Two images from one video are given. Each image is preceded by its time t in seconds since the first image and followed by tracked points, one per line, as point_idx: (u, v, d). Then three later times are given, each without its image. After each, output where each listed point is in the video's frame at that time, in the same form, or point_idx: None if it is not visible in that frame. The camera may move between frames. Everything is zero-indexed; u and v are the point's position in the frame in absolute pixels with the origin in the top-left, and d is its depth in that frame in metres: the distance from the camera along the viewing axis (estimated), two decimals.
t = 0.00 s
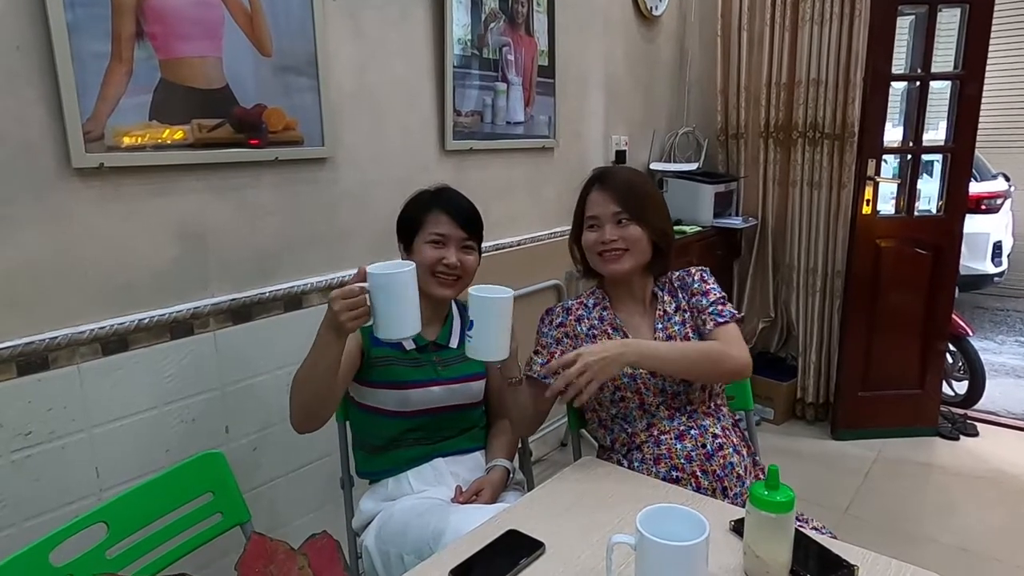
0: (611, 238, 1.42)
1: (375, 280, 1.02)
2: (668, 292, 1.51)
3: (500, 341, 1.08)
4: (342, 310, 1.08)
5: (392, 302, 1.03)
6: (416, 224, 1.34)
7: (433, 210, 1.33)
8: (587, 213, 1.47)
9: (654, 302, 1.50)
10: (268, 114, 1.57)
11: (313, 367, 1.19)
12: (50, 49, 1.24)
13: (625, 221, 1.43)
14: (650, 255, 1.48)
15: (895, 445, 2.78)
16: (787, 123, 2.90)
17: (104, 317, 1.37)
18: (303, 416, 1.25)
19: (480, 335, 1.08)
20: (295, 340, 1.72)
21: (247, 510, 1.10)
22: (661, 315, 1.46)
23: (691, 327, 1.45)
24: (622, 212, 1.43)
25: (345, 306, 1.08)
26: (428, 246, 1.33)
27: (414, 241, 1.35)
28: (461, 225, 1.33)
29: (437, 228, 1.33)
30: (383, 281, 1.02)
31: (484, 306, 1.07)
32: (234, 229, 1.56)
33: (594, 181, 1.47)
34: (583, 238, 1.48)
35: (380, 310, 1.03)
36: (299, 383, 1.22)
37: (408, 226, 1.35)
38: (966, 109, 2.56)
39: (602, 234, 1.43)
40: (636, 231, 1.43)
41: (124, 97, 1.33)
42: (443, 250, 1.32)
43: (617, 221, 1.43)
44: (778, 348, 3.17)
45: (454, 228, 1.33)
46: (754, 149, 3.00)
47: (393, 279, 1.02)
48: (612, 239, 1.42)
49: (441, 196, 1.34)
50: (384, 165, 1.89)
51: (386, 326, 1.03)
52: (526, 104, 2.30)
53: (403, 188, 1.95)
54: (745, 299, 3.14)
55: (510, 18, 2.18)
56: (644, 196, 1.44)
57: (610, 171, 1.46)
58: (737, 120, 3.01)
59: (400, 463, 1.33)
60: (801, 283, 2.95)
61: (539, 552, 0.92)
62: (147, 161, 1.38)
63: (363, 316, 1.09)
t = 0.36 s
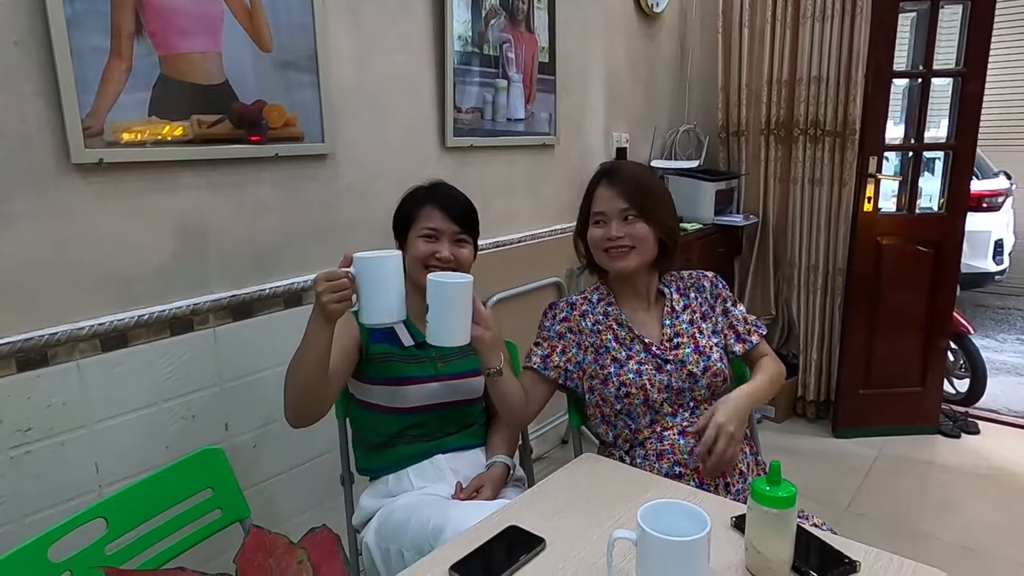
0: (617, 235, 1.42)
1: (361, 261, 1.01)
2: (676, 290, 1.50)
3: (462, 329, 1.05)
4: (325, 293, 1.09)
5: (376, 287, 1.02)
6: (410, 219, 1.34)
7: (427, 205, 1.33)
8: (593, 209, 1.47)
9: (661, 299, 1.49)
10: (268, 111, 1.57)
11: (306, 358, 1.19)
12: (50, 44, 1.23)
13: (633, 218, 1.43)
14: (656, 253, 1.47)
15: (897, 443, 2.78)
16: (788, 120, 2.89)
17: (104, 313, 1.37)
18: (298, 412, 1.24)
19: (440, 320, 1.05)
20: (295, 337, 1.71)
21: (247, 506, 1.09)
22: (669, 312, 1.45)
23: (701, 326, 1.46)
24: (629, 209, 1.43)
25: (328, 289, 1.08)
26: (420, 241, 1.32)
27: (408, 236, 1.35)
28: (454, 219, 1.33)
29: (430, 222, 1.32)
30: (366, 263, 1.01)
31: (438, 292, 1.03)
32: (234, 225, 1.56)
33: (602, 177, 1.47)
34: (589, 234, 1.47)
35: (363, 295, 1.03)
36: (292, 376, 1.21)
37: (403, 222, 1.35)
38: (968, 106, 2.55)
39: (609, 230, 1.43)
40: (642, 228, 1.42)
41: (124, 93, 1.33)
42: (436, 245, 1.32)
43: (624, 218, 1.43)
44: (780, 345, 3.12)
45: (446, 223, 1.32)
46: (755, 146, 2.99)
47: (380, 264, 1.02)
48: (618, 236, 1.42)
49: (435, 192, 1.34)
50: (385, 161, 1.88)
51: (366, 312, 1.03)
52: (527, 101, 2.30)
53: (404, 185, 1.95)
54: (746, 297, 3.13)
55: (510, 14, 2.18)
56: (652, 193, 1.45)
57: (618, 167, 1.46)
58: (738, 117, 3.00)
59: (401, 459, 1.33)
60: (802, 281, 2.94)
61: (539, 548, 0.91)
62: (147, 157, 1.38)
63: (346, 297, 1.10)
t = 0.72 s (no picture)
0: (624, 233, 1.42)
1: (351, 266, 1.01)
2: (680, 288, 1.51)
3: (447, 326, 1.05)
4: (317, 297, 1.08)
5: (367, 291, 1.01)
6: (406, 217, 1.34)
7: (421, 203, 1.33)
8: (601, 206, 1.47)
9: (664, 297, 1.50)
10: (269, 109, 1.57)
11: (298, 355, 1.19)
12: (52, 43, 1.23)
13: (640, 217, 1.43)
14: (661, 253, 1.48)
15: (897, 441, 2.78)
16: (789, 119, 2.88)
17: (106, 312, 1.37)
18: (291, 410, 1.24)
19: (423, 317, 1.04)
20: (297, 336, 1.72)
21: (250, 504, 1.10)
22: (673, 310, 1.45)
23: (704, 324, 1.46)
24: (637, 207, 1.44)
25: (320, 293, 1.08)
26: (416, 240, 1.33)
27: (404, 234, 1.35)
28: (450, 217, 1.33)
29: (425, 220, 1.32)
30: (361, 267, 1.00)
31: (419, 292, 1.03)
32: (235, 224, 1.56)
33: (609, 174, 1.48)
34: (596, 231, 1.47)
35: (356, 300, 1.02)
36: (286, 373, 1.21)
37: (399, 220, 1.35)
38: (969, 104, 2.55)
39: (615, 228, 1.43)
40: (649, 227, 1.42)
41: (126, 93, 1.33)
42: (433, 243, 1.33)
43: (632, 216, 1.44)
44: (780, 344, 3.11)
45: (441, 221, 1.32)
46: (756, 145, 2.99)
47: (370, 267, 1.01)
48: (625, 234, 1.42)
49: (430, 190, 1.34)
50: (386, 160, 1.88)
51: (361, 316, 1.02)
52: (528, 99, 2.30)
53: (405, 183, 1.95)
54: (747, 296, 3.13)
55: (511, 13, 2.18)
56: (660, 193, 1.45)
57: (627, 165, 1.46)
58: (739, 115, 3.00)
59: (402, 458, 1.33)
60: (803, 279, 2.94)
61: (543, 545, 0.92)
62: (149, 157, 1.38)
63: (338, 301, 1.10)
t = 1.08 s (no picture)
0: (630, 231, 1.44)
1: (355, 268, 1.03)
2: (677, 287, 1.52)
3: (442, 326, 1.06)
4: (322, 299, 1.10)
5: (371, 293, 1.03)
6: (403, 218, 1.36)
7: (416, 206, 1.34)
8: (608, 201, 1.49)
9: (662, 297, 1.51)
10: (270, 110, 1.58)
11: (302, 357, 1.21)
12: (56, 45, 1.25)
13: (646, 216, 1.45)
14: (661, 253, 1.50)
15: (895, 439, 2.80)
16: (786, 119, 2.90)
17: (109, 311, 1.39)
18: (292, 411, 1.25)
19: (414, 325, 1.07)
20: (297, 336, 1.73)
21: (254, 500, 1.11)
22: (669, 308, 1.47)
23: (701, 323, 1.48)
24: (643, 206, 1.46)
25: (325, 295, 1.08)
26: (413, 240, 1.34)
27: (401, 235, 1.37)
28: (447, 218, 1.34)
29: (421, 222, 1.34)
30: (367, 271, 1.02)
31: (418, 298, 1.04)
32: (237, 225, 1.58)
33: (618, 171, 1.49)
34: (601, 226, 1.49)
35: (361, 301, 1.04)
36: (290, 374, 1.23)
37: (396, 221, 1.37)
38: (965, 104, 2.57)
39: (621, 225, 1.45)
40: (653, 226, 1.44)
41: (129, 94, 1.35)
42: (429, 244, 1.34)
43: (638, 215, 1.45)
44: (778, 343, 3.13)
45: (437, 221, 1.34)
46: (754, 144, 3.00)
47: (375, 269, 1.02)
48: (630, 232, 1.44)
49: (427, 190, 1.35)
50: (386, 161, 1.90)
51: (366, 318, 1.04)
52: (526, 100, 2.31)
53: (404, 183, 1.97)
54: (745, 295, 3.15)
55: (510, 14, 2.19)
56: (667, 193, 1.47)
57: (637, 163, 1.48)
58: (736, 116, 3.01)
59: (402, 456, 1.34)
60: (800, 278, 2.95)
61: (542, 539, 0.93)
62: (151, 157, 1.39)
63: (344, 304, 1.11)
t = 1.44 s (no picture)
0: (649, 230, 1.48)
1: (380, 271, 1.07)
2: (674, 286, 1.57)
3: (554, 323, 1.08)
4: (350, 302, 1.13)
5: (398, 294, 1.07)
6: (401, 216, 1.40)
7: (414, 204, 1.38)
8: (628, 196, 1.52)
9: (659, 294, 1.56)
10: (271, 112, 1.62)
11: (320, 359, 1.26)
12: (63, 49, 1.29)
13: (663, 218, 1.51)
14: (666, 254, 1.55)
15: (885, 433, 2.84)
16: (777, 119, 2.94)
17: (115, 308, 1.43)
18: (309, 408, 1.31)
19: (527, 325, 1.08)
20: (298, 332, 1.77)
21: (258, 488, 1.15)
22: (666, 305, 1.52)
23: (695, 319, 1.52)
24: (663, 208, 1.51)
25: (354, 299, 1.13)
26: (411, 238, 1.39)
27: (399, 233, 1.41)
28: (443, 216, 1.38)
29: (418, 220, 1.38)
30: (391, 273, 1.06)
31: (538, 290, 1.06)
32: (239, 224, 1.62)
33: (640, 168, 1.53)
34: (618, 220, 1.51)
35: (385, 306, 1.08)
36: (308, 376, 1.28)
37: (395, 219, 1.41)
38: (952, 103, 2.62)
39: (640, 222, 1.49)
40: (670, 227, 1.50)
41: (134, 97, 1.39)
42: (426, 241, 1.38)
43: (656, 216, 1.50)
44: (771, 339, 3.19)
45: (434, 219, 1.38)
46: (746, 144, 3.05)
47: (400, 271, 1.07)
48: (649, 231, 1.48)
49: (424, 189, 1.39)
50: (384, 161, 1.94)
51: (391, 319, 1.08)
52: (522, 101, 2.35)
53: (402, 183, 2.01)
54: (738, 292, 3.19)
55: (505, 17, 2.23)
56: (683, 199, 1.54)
57: (660, 164, 1.53)
58: (729, 116, 3.06)
59: (403, 446, 1.39)
60: (792, 275, 3.00)
61: (535, 522, 0.97)
62: (155, 158, 1.43)
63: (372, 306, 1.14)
